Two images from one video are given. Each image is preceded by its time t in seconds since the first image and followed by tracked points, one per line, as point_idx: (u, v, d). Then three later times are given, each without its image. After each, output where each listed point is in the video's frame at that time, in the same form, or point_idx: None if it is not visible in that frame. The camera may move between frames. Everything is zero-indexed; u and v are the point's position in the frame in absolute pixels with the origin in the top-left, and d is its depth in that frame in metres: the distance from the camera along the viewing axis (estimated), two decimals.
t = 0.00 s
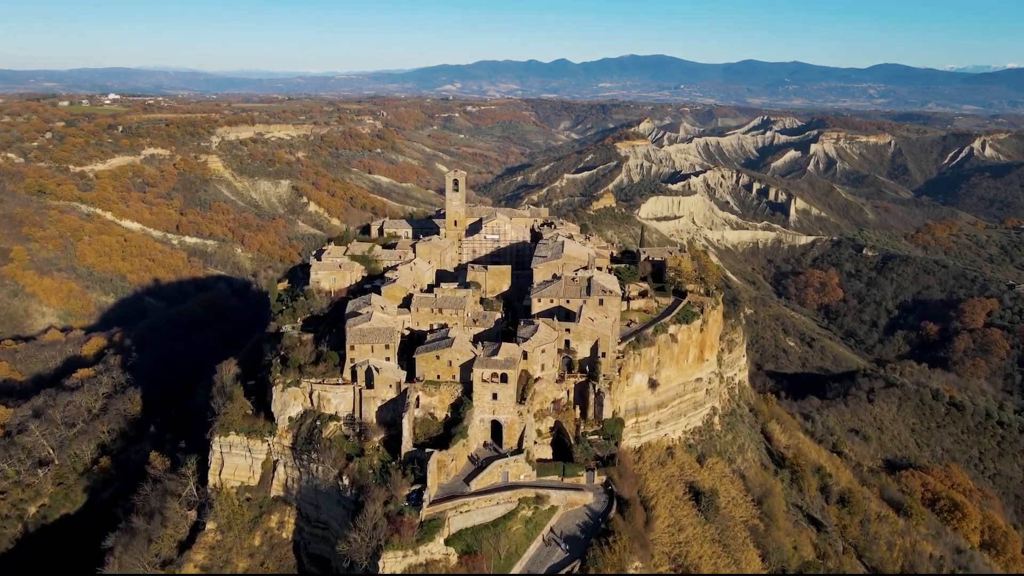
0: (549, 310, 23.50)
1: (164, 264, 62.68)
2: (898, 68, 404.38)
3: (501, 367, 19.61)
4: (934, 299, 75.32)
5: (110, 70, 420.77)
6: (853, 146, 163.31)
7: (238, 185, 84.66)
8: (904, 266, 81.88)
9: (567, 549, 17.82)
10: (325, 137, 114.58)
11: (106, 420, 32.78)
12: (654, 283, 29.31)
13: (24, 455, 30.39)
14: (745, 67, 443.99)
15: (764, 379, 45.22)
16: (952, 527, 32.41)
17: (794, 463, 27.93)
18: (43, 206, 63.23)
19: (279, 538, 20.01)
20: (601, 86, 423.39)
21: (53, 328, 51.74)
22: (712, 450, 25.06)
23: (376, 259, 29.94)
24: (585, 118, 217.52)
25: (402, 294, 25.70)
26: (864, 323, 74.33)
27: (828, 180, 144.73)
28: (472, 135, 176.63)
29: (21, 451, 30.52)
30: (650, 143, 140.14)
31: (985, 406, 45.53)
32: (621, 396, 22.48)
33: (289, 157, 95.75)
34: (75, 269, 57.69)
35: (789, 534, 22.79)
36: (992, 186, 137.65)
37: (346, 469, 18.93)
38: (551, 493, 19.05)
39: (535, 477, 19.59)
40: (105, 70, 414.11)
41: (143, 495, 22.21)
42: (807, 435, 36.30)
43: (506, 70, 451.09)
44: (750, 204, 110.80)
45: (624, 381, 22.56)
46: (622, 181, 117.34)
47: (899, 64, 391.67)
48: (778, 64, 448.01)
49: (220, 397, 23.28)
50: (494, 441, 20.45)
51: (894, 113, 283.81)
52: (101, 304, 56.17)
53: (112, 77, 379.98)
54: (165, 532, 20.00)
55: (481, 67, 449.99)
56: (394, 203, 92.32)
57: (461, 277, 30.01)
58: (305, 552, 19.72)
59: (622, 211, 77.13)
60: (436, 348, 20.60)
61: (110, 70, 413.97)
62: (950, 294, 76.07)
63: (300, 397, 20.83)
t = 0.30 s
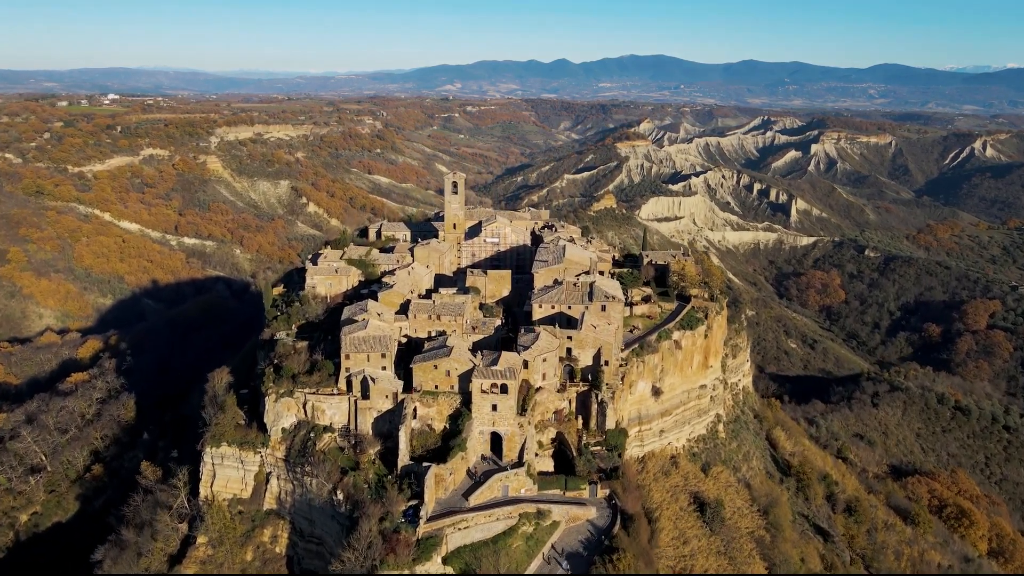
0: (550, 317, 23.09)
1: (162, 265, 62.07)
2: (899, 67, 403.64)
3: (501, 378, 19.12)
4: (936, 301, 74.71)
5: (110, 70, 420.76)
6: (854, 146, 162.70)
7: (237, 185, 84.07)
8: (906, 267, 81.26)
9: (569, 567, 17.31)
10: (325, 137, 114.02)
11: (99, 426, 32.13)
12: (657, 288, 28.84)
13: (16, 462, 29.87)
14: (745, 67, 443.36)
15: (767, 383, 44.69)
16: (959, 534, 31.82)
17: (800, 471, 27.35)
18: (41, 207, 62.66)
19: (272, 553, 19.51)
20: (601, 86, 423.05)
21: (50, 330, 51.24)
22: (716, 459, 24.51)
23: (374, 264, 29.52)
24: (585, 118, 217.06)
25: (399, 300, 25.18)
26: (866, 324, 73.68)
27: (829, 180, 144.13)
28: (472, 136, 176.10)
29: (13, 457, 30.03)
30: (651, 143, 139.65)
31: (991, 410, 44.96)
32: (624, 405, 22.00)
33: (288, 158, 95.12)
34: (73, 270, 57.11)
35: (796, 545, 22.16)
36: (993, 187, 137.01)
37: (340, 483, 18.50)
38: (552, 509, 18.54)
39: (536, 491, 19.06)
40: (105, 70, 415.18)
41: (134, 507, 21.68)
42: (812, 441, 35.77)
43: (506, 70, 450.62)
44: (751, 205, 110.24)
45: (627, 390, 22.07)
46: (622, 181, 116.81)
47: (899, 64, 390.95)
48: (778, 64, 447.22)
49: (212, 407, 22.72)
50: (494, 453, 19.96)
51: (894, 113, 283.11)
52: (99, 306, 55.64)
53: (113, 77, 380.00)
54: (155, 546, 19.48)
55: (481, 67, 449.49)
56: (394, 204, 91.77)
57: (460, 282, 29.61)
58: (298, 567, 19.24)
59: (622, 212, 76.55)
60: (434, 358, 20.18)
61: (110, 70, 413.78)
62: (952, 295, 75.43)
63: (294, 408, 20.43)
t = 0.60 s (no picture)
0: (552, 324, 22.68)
1: (161, 266, 61.48)
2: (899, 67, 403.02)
3: (501, 389, 18.61)
4: (939, 302, 74.08)
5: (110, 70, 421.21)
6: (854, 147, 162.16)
7: (237, 186, 83.48)
8: (908, 268, 80.67)
9: None
10: (325, 137, 113.48)
11: (91, 432, 31.57)
12: (660, 293, 28.37)
13: (7, 468, 29.28)
14: (745, 67, 442.81)
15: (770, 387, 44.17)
16: (966, 542, 31.26)
17: (806, 479, 26.81)
18: (39, 208, 62.13)
19: (264, 568, 19.12)
20: (600, 86, 423.18)
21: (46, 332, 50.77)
22: (721, 468, 24.01)
23: (371, 268, 29.08)
24: (585, 119, 216.74)
25: (397, 306, 24.72)
26: (868, 326, 73.08)
27: (829, 180, 143.57)
28: (472, 136, 175.67)
29: (5, 464, 29.48)
30: (652, 144, 139.03)
31: (997, 414, 44.37)
32: (628, 414, 21.53)
33: (287, 158, 94.52)
34: (71, 271, 56.54)
35: (805, 557, 21.55)
36: (994, 187, 136.43)
37: (334, 499, 18.16)
38: (555, 525, 17.98)
39: (537, 505, 18.54)
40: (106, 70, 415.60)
41: (123, 520, 21.37)
42: (816, 447, 35.25)
43: (507, 70, 450.30)
44: (752, 206, 109.72)
45: (630, 399, 21.58)
46: (623, 182, 116.33)
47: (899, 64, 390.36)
48: (778, 64, 446.78)
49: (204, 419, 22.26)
50: (493, 467, 19.50)
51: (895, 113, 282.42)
52: (96, 307, 55.11)
53: (113, 77, 380.10)
54: (144, 560, 19.09)
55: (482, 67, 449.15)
56: (394, 205, 91.23)
57: (459, 288, 29.20)
58: None
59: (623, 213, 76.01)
60: (431, 368, 19.71)
61: (111, 70, 413.63)
62: (955, 297, 74.81)
63: (287, 420, 20.02)
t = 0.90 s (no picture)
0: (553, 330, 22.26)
1: (159, 267, 60.93)
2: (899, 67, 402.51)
3: (501, 402, 18.22)
4: (941, 304, 73.48)
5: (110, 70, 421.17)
6: (855, 147, 161.50)
7: (236, 186, 82.87)
8: (910, 269, 80.11)
9: None
10: (324, 137, 112.88)
11: (84, 439, 31.04)
12: (663, 298, 27.92)
13: None
14: (745, 68, 442.32)
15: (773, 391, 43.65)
16: (974, 551, 30.69)
17: (812, 488, 26.26)
18: (36, 208, 61.60)
19: None
20: (600, 86, 422.55)
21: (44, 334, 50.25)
22: (726, 477, 23.50)
23: (368, 273, 28.61)
24: (585, 119, 216.30)
25: (394, 313, 24.25)
26: (870, 328, 72.48)
27: (830, 181, 143.04)
28: (472, 136, 175.12)
29: None
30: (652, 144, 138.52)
31: (1003, 419, 43.84)
32: (631, 425, 21.03)
33: (286, 159, 93.93)
34: (68, 273, 55.97)
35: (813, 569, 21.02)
36: (995, 188, 135.96)
37: (328, 516, 17.88)
38: (557, 542, 17.46)
39: (538, 521, 18.03)
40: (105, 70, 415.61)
41: (112, 534, 21.14)
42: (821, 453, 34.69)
43: (506, 70, 449.80)
44: (753, 206, 109.20)
45: (633, 408, 21.11)
46: (623, 182, 115.85)
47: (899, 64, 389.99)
48: (778, 64, 446.27)
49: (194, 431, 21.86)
50: (493, 482, 19.00)
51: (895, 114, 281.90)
52: (94, 308, 54.56)
53: (113, 77, 380.00)
54: None
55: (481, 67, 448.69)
56: (393, 205, 90.65)
57: (457, 294, 28.88)
58: None
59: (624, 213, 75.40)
60: (429, 378, 19.22)
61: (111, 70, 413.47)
62: (958, 298, 74.25)
63: (280, 432, 19.67)
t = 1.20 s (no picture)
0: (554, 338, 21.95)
1: (157, 268, 60.35)
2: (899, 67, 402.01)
3: (500, 415, 17.81)
4: (944, 305, 72.86)
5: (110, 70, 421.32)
6: (856, 147, 160.70)
7: (235, 187, 82.23)
8: (912, 270, 79.53)
9: None
10: (324, 138, 112.23)
11: (77, 446, 30.40)
12: (667, 303, 27.42)
13: None
14: (745, 67, 441.75)
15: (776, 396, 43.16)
16: (983, 559, 30.03)
17: (819, 497, 25.69)
18: (34, 210, 61.06)
19: None
20: (600, 86, 421.99)
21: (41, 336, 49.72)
22: (731, 488, 23.01)
23: (365, 277, 28.45)
24: (585, 119, 215.87)
25: (391, 321, 23.84)
26: (872, 329, 71.88)
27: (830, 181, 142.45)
28: (472, 137, 174.61)
29: None
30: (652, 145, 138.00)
31: (1009, 424, 43.23)
32: (635, 436, 20.56)
33: (286, 159, 93.35)
34: (66, 274, 55.39)
35: None
36: (996, 188, 135.46)
37: (320, 534, 17.69)
38: (557, 561, 17.07)
39: (540, 538, 17.68)
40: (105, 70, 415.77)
41: (101, 546, 20.88)
42: (826, 459, 34.14)
43: (507, 70, 449.29)
44: (753, 207, 108.67)
45: (637, 418, 20.60)
46: (624, 182, 115.32)
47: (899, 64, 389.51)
48: (778, 65, 445.73)
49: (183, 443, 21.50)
50: (494, 497, 18.65)
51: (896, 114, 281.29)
52: (91, 310, 53.99)
53: (114, 77, 380.14)
54: None
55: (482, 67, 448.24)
56: (392, 206, 90.07)
57: (456, 299, 28.54)
58: None
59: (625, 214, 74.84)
60: (427, 390, 18.70)
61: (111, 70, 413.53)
62: (960, 299, 73.70)
63: (272, 445, 19.34)
